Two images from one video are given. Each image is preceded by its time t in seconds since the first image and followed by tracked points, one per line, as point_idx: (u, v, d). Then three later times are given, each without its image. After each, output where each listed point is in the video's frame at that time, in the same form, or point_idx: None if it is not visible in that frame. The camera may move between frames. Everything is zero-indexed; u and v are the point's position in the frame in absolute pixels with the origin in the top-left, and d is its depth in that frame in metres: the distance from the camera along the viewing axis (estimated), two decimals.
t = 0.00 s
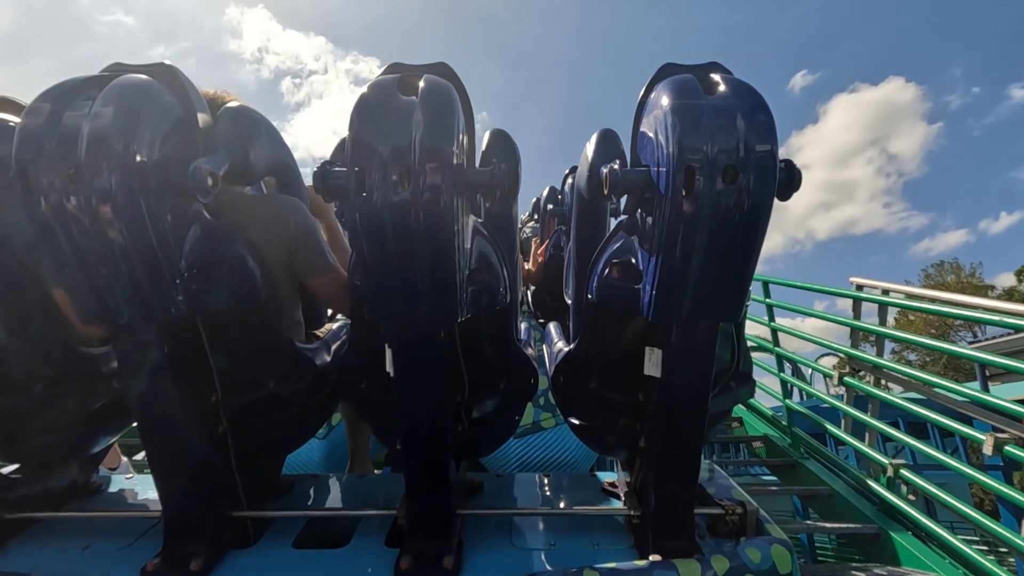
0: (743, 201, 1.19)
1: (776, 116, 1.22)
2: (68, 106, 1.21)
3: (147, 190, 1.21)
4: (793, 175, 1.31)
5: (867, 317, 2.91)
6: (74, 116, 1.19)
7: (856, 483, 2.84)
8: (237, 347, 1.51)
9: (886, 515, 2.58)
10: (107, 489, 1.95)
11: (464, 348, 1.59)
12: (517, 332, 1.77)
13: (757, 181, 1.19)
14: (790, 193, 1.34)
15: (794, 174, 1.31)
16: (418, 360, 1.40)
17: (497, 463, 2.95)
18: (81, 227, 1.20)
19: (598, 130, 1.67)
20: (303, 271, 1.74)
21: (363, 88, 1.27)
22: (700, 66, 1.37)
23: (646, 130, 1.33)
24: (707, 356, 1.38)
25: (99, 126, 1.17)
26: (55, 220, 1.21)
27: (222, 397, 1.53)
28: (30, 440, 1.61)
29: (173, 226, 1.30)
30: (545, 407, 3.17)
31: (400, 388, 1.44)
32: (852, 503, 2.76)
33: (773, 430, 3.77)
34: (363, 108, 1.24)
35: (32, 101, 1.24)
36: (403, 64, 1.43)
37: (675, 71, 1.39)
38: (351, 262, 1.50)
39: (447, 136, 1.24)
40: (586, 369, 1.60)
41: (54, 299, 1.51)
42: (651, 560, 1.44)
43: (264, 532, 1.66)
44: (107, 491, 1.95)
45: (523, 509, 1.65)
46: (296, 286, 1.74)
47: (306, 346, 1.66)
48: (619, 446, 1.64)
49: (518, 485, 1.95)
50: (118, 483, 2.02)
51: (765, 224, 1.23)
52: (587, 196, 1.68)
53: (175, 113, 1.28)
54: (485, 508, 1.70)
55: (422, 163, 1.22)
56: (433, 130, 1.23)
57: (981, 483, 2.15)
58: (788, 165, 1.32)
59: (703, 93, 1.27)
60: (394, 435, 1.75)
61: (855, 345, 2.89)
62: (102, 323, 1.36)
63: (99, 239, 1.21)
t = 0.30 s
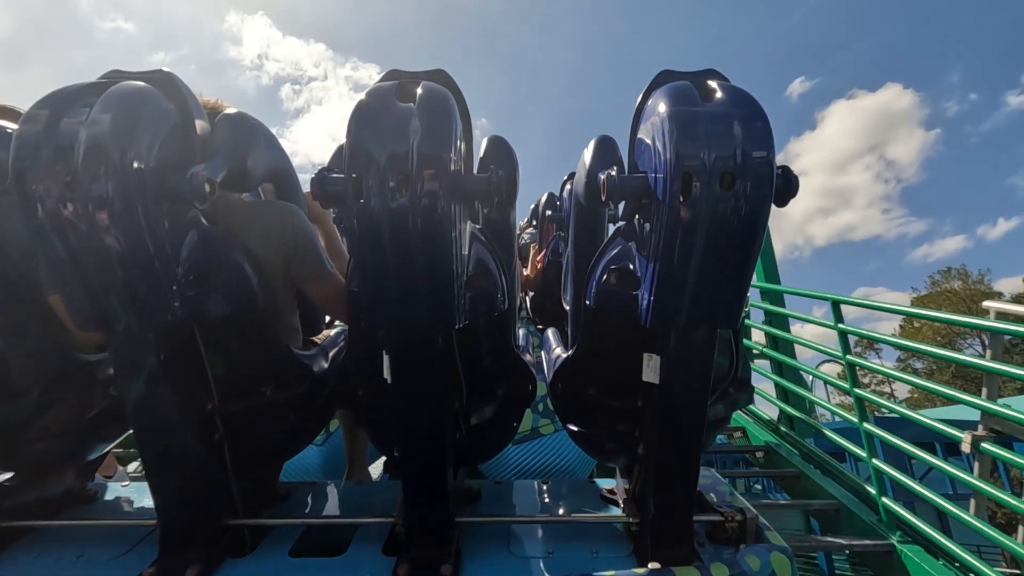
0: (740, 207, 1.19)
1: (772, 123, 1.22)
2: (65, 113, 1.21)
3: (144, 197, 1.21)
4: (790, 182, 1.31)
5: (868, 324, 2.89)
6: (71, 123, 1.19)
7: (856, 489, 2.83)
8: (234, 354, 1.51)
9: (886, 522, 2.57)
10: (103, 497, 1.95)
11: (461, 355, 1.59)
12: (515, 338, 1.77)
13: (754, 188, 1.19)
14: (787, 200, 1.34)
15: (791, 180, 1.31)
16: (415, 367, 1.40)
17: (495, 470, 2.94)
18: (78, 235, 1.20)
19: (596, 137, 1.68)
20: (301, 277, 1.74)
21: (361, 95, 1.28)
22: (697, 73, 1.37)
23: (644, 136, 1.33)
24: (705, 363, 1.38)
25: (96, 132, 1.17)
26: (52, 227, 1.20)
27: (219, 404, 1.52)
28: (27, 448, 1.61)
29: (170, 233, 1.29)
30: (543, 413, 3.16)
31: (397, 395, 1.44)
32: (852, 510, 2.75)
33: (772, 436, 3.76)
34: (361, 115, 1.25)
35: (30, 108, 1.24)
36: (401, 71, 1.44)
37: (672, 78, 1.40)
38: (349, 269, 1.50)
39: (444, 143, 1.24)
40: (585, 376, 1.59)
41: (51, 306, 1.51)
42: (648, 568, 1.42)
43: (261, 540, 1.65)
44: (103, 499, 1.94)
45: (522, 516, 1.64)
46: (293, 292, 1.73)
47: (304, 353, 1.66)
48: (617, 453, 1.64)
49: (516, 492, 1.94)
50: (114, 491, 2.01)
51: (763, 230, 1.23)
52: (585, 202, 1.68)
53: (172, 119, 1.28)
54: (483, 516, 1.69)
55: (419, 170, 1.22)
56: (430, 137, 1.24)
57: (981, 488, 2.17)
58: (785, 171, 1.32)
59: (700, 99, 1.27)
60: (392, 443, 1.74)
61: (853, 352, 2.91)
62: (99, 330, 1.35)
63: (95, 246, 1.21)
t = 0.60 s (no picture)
0: (737, 213, 1.19)
1: (769, 129, 1.22)
2: (63, 119, 1.21)
3: (143, 203, 1.21)
4: (787, 187, 1.31)
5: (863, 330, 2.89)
6: (69, 129, 1.20)
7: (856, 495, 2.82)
8: (233, 359, 1.51)
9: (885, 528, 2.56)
10: (98, 505, 1.93)
11: (459, 361, 1.59)
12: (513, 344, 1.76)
13: (751, 195, 1.19)
14: (785, 205, 1.34)
15: (788, 186, 1.31)
16: (411, 373, 1.40)
17: (494, 476, 2.93)
18: (76, 241, 1.20)
19: (593, 143, 1.68)
20: (299, 283, 1.74)
21: (360, 102, 1.28)
22: (694, 79, 1.38)
23: (641, 143, 1.34)
24: (704, 370, 1.38)
25: (93, 138, 1.17)
26: (48, 234, 1.20)
27: (216, 410, 1.52)
28: (21, 455, 1.60)
29: (167, 240, 1.29)
30: (542, 419, 3.16)
31: (395, 401, 1.43)
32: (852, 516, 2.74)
33: (771, 442, 3.76)
34: (359, 121, 1.25)
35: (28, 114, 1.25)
36: (399, 77, 1.44)
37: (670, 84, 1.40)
38: (347, 274, 1.50)
39: (443, 149, 1.25)
40: (583, 381, 1.59)
41: (47, 313, 1.51)
42: None
43: (258, 547, 1.64)
44: (98, 507, 1.93)
45: (521, 523, 1.63)
46: (291, 297, 1.73)
47: (302, 359, 1.66)
48: (616, 459, 1.63)
49: (515, 498, 1.93)
50: (109, 498, 2.00)
51: (760, 236, 1.23)
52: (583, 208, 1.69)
53: (170, 125, 1.28)
54: (482, 522, 1.68)
55: (417, 176, 1.22)
56: (429, 142, 1.24)
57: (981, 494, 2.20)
58: (782, 178, 1.33)
59: (697, 106, 1.28)
60: (389, 449, 1.73)
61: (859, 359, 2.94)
62: (96, 336, 1.35)
63: (92, 252, 1.21)
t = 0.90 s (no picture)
0: (735, 218, 1.20)
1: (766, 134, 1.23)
2: (64, 124, 1.21)
3: (142, 208, 1.21)
4: (785, 192, 1.32)
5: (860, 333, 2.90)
6: (69, 134, 1.20)
7: (856, 500, 2.82)
8: (232, 365, 1.51)
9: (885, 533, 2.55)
10: (95, 511, 1.93)
11: (458, 365, 1.59)
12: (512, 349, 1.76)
13: (749, 200, 1.19)
14: (783, 210, 1.35)
15: (786, 191, 1.32)
16: (410, 378, 1.40)
17: (493, 482, 2.92)
18: (75, 247, 1.20)
19: (592, 148, 1.69)
20: (298, 288, 1.74)
21: (360, 107, 1.28)
22: (692, 84, 1.39)
23: (639, 148, 1.34)
24: (703, 374, 1.38)
25: (93, 144, 1.17)
26: (47, 240, 1.20)
27: (214, 415, 1.51)
28: (17, 462, 1.59)
29: (166, 245, 1.29)
30: (541, 424, 3.17)
31: (394, 406, 1.43)
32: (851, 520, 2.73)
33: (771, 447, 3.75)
34: (358, 127, 1.25)
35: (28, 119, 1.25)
36: (399, 83, 1.45)
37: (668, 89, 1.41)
38: (346, 279, 1.50)
39: (442, 154, 1.25)
40: (581, 386, 1.59)
41: (46, 319, 1.51)
42: None
43: (255, 554, 1.63)
44: (96, 513, 1.92)
45: (520, 529, 1.62)
46: (289, 303, 1.73)
47: (301, 364, 1.66)
48: (616, 464, 1.63)
49: (514, 504, 1.93)
50: (107, 505, 1.99)
51: (758, 240, 1.24)
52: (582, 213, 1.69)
53: (170, 131, 1.28)
54: (481, 527, 1.68)
55: (416, 182, 1.23)
56: (428, 147, 1.24)
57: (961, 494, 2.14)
58: (779, 182, 1.33)
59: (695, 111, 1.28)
60: (388, 454, 1.73)
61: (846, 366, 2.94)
62: (94, 342, 1.35)
63: (91, 258, 1.21)
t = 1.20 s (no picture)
0: (733, 223, 1.20)
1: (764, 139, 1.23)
2: (63, 130, 1.21)
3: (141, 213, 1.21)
4: (782, 197, 1.32)
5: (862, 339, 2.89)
6: (69, 140, 1.20)
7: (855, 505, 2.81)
8: (230, 370, 1.51)
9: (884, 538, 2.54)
10: (92, 518, 1.92)
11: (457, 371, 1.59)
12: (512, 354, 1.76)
13: (747, 205, 1.20)
14: (781, 214, 1.35)
15: (784, 197, 1.32)
16: (408, 383, 1.40)
17: (492, 488, 2.92)
18: (74, 253, 1.20)
19: (590, 153, 1.69)
20: (297, 293, 1.74)
21: (359, 113, 1.29)
22: (689, 90, 1.39)
23: (638, 153, 1.34)
24: (701, 379, 1.38)
25: (93, 149, 1.17)
26: (46, 245, 1.20)
27: (212, 421, 1.51)
28: (14, 469, 1.59)
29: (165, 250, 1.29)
30: (540, 430, 3.17)
31: (393, 410, 1.43)
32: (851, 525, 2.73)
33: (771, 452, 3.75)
34: (357, 132, 1.25)
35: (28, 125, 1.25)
36: (398, 89, 1.45)
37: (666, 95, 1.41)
38: (345, 284, 1.50)
39: (440, 160, 1.25)
40: (580, 392, 1.59)
41: (43, 324, 1.50)
42: None
43: (253, 559, 1.62)
44: (92, 519, 1.91)
45: (520, 534, 1.62)
46: (288, 308, 1.73)
47: (300, 370, 1.65)
48: (615, 469, 1.63)
49: (513, 510, 1.92)
50: (104, 511, 1.98)
51: (757, 245, 1.24)
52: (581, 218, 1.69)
53: (170, 136, 1.29)
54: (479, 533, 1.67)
55: (415, 187, 1.23)
56: (427, 152, 1.24)
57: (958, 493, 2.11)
58: (778, 187, 1.34)
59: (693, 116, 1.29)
60: (388, 460, 1.73)
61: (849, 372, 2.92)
62: (92, 347, 1.34)
63: (91, 263, 1.21)
